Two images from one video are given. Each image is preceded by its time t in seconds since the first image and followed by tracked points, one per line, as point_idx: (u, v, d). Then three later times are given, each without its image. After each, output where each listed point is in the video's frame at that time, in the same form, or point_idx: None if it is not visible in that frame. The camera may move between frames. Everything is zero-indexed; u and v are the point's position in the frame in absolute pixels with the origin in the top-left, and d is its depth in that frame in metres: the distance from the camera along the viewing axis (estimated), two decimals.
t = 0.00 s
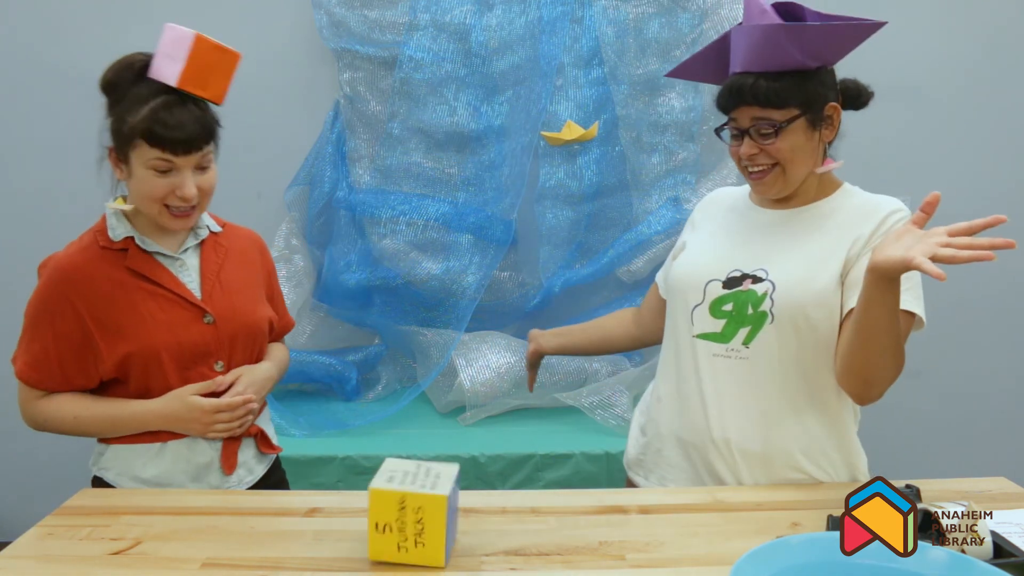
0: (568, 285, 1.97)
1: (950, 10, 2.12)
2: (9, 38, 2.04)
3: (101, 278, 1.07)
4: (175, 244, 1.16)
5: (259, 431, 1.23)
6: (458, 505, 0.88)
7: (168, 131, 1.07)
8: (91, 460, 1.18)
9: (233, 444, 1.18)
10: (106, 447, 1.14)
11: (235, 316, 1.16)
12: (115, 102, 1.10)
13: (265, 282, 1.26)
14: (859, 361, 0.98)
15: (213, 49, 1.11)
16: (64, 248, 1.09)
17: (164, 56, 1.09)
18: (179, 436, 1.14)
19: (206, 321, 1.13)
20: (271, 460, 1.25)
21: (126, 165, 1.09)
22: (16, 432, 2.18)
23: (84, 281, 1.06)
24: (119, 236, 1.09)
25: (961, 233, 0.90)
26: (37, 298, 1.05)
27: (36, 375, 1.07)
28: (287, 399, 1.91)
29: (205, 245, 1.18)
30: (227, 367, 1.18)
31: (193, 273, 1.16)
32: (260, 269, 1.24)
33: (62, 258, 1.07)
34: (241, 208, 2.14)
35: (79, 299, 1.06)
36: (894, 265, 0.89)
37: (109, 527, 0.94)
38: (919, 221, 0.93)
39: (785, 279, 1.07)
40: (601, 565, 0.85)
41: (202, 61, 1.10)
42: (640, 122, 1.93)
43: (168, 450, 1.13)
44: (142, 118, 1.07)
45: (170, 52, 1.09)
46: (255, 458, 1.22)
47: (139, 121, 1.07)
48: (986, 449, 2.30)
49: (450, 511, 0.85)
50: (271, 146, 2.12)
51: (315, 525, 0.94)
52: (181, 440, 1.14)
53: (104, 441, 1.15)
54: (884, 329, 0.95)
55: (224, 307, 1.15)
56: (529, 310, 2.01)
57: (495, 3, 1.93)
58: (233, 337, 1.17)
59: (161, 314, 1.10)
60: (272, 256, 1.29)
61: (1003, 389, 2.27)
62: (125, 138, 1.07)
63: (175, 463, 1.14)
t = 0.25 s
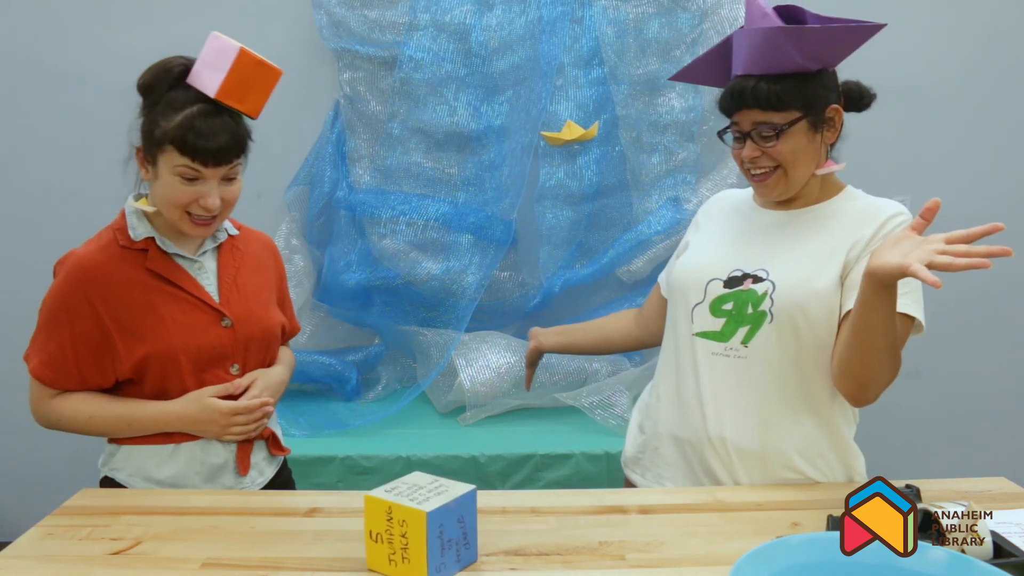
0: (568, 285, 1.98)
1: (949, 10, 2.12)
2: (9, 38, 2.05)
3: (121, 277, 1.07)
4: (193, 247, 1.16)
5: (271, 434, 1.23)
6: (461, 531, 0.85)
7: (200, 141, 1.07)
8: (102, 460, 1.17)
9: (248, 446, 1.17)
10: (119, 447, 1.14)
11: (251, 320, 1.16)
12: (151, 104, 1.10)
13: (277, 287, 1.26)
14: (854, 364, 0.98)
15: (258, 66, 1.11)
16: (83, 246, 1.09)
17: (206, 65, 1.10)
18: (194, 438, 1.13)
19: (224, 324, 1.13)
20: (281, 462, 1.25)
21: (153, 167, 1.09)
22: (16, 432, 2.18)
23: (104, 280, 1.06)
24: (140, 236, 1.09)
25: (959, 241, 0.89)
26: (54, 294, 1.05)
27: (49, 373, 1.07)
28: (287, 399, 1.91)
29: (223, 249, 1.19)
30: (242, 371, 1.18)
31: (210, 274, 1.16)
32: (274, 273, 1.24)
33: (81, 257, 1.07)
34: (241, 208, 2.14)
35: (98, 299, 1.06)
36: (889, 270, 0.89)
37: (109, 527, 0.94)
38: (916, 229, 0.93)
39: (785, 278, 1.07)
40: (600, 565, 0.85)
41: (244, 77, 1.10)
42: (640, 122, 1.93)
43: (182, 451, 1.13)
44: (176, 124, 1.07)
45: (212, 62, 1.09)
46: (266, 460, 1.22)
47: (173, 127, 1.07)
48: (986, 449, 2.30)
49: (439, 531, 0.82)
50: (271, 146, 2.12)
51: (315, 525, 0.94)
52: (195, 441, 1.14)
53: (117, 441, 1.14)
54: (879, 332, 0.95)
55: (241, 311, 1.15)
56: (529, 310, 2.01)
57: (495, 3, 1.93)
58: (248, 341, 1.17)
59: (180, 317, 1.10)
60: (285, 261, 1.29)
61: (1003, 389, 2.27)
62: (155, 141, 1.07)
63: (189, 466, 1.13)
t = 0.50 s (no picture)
0: (568, 285, 1.98)
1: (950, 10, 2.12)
2: (9, 38, 2.05)
3: (127, 279, 1.07)
4: (198, 248, 1.16)
5: (275, 435, 1.23)
6: (461, 531, 0.85)
7: (207, 140, 1.07)
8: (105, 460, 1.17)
9: (252, 448, 1.18)
10: (123, 448, 1.14)
11: (255, 322, 1.16)
12: (158, 104, 1.10)
13: (281, 287, 1.26)
14: (847, 365, 0.98)
15: (268, 66, 1.12)
16: (88, 247, 1.09)
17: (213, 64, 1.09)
18: (198, 440, 1.13)
19: (229, 327, 1.13)
20: (285, 462, 1.25)
21: (159, 168, 1.09)
22: (16, 431, 2.18)
23: (109, 282, 1.06)
24: (145, 237, 1.09)
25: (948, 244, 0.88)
26: (59, 295, 1.05)
27: (53, 374, 1.06)
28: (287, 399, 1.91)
29: (228, 250, 1.19)
30: (246, 373, 1.18)
31: (215, 276, 1.16)
32: (278, 274, 1.25)
33: (87, 258, 1.06)
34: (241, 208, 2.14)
35: (103, 301, 1.06)
36: (876, 274, 0.89)
37: (109, 527, 0.94)
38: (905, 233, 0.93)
39: (784, 279, 1.07)
40: (600, 565, 0.85)
41: (252, 77, 1.10)
42: (640, 122, 1.93)
43: (186, 452, 1.13)
44: (182, 124, 1.07)
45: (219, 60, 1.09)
46: (269, 462, 1.22)
47: (179, 127, 1.07)
48: (986, 449, 2.30)
49: (439, 531, 0.82)
50: (271, 146, 2.12)
51: (316, 525, 0.94)
52: (200, 443, 1.14)
53: (122, 442, 1.14)
54: (873, 335, 0.95)
55: (245, 313, 1.15)
56: (529, 310, 2.01)
57: (495, 3, 1.93)
58: (253, 343, 1.16)
59: (185, 319, 1.10)
60: (288, 262, 1.29)
61: (1003, 390, 2.27)
62: (162, 142, 1.07)
63: (194, 467, 1.13)
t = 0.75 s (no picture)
0: (568, 285, 1.98)
1: (950, 10, 2.12)
2: (9, 38, 2.05)
3: (129, 281, 1.07)
4: (199, 248, 1.16)
5: (278, 435, 1.23)
6: (461, 531, 0.85)
7: (210, 138, 1.07)
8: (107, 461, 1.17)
9: (255, 449, 1.18)
10: (126, 449, 1.14)
11: (257, 323, 1.16)
12: (163, 102, 1.10)
13: (282, 287, 1.26)
14: (842, 365, 0.98)
15: (270, 65, 1.12)
16: (89, 249, 1.08)
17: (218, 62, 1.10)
18: (200, 441, 1.13)
19: (230, 329, 1.13)
20: (287, 462, 1.26)
21: (163, 167, 1.09)
22: (16, 431, 2.18)
23: (111, 284, 1.06)
24: (147, 238, 1.09)
25: (938, 242, 0.89)
26: (60, 297, 1.04)
27: (54, 376, 1.06)
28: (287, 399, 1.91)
29: (229, 251, 1.19)
30: (248, 374, 1.18)
31: (217, 277, 1.16)
32: (279, 275, 1.25)
33: (88, 260, 1.06)
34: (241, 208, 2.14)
35: (104, 303, 1.05)
36: (867, 272, 0.89)
37: (109, 527, 0.94)
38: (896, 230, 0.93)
39: (781, 279, 1.07)
40: (600, 565, 0.85)
41: (254, 76, 1.11)
42: (640, 122, 1.93)
43: (189, 454, 1.13)
44: (185, 122, 1.07)
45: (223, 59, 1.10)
46: (272, 462, 1.22)
47: (182, 125, 1.06)
48: (987, 449, 2.30)
49: (439, 531, 0.82)
50: (272, 146, 2.12)
51: (316, 525, 0.94)
52: (202, 445, 1.14)
53: (124, 443, 1.14)
54: (867, 336, 0.95)
55: (247, 314, 1.15)
56: (529, 310, 2.01)
57: (495, 3, 1.93)
58: (255, 345, 1.16)
59: (187, 321, 1.10)
60: (289, 262, 1.29)
61: (1003, 390, 2.27)
62: (165, 140, 1.07)
63: (198, 468, 1.14)
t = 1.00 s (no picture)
0: (568, 285, 1.98)
1: (950, 10, 2.12)
2: (9, 38, 2.05)
3: (134, 283, 1.06)
4: (202, 250, 1.16)
5: (280, 436, 1.23)
6: (462, 531, 0.85)
7: (220, 133, 1.07)
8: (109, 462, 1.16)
9: (259, 450, 1.18)
10: (130, 450, 1.13)
11: (260, 324, 1.16)
12: (171, 100, 1.10)
13: (283, 288, 1.26)
14: (840, 365, 0.98)
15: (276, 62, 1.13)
16: (92, 250, 1.08)
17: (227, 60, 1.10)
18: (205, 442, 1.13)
19: (235, 330, 1.13)
20: (289, 462, 1.26)
21: (170, 165, 1.08)
22: (16, 431, 2.18)
23: (116, 286, 1.05)
24: (151, 240, 1.08)
25: (936, 243, 0.89)
26: (64, 299, 1.03)
27: (57, 378, 1.05)
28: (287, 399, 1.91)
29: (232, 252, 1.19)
30: (252, 376, 1.18)
31: (220, 278, 1.16)
32: (280, 276, 1.25)
33: (92, 261, 1.05)
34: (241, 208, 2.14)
35: (109, 305, 1.05)
36: (863, 275, 0.89)
37: (109, 527, 0.94)
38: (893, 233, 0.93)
39: (780, 279, 1.07)
40: (600, 565, 0.85)
41: (264, 72, 1.12)
42: (640, 122, 1.93)
43: (194, 455, 1.13)
44: (194, 118, 1.07)
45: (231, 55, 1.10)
46: (274, 463, 1.23)
47: (191, 121, 1.06)
48: (986, 449, 2.30)
49: (439, 531, 0.82)
50: (272, 146, 2.12)
51: (316, 525, 0.94)
52: (207, 447, 1.13)
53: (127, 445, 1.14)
54: (865, 336, 0.95)
55: (251, 315, 1.15)
56: (529, 310, 2.01)
57: (495, 3, 1.94)
58: (259, 346, 1.17)
59: (192, 323, 1.10)
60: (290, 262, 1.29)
61: (1003, 390, 2.27)
62: (174, 137, 1.07)
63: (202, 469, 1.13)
